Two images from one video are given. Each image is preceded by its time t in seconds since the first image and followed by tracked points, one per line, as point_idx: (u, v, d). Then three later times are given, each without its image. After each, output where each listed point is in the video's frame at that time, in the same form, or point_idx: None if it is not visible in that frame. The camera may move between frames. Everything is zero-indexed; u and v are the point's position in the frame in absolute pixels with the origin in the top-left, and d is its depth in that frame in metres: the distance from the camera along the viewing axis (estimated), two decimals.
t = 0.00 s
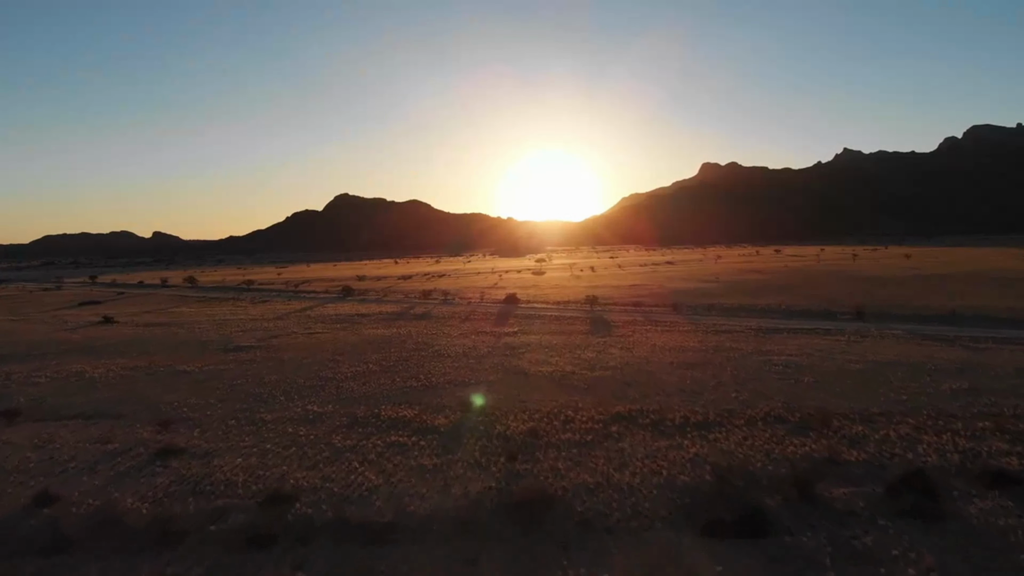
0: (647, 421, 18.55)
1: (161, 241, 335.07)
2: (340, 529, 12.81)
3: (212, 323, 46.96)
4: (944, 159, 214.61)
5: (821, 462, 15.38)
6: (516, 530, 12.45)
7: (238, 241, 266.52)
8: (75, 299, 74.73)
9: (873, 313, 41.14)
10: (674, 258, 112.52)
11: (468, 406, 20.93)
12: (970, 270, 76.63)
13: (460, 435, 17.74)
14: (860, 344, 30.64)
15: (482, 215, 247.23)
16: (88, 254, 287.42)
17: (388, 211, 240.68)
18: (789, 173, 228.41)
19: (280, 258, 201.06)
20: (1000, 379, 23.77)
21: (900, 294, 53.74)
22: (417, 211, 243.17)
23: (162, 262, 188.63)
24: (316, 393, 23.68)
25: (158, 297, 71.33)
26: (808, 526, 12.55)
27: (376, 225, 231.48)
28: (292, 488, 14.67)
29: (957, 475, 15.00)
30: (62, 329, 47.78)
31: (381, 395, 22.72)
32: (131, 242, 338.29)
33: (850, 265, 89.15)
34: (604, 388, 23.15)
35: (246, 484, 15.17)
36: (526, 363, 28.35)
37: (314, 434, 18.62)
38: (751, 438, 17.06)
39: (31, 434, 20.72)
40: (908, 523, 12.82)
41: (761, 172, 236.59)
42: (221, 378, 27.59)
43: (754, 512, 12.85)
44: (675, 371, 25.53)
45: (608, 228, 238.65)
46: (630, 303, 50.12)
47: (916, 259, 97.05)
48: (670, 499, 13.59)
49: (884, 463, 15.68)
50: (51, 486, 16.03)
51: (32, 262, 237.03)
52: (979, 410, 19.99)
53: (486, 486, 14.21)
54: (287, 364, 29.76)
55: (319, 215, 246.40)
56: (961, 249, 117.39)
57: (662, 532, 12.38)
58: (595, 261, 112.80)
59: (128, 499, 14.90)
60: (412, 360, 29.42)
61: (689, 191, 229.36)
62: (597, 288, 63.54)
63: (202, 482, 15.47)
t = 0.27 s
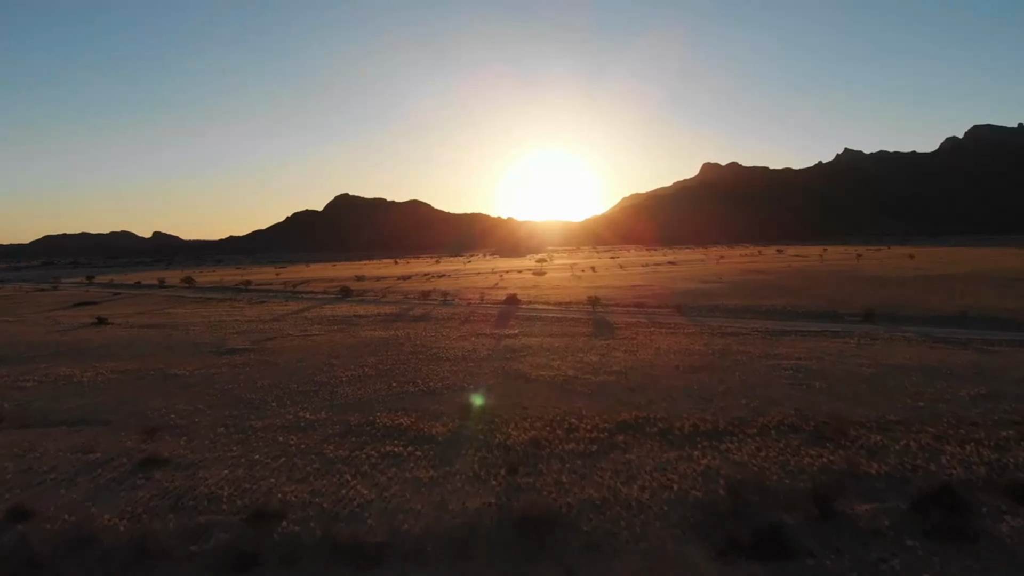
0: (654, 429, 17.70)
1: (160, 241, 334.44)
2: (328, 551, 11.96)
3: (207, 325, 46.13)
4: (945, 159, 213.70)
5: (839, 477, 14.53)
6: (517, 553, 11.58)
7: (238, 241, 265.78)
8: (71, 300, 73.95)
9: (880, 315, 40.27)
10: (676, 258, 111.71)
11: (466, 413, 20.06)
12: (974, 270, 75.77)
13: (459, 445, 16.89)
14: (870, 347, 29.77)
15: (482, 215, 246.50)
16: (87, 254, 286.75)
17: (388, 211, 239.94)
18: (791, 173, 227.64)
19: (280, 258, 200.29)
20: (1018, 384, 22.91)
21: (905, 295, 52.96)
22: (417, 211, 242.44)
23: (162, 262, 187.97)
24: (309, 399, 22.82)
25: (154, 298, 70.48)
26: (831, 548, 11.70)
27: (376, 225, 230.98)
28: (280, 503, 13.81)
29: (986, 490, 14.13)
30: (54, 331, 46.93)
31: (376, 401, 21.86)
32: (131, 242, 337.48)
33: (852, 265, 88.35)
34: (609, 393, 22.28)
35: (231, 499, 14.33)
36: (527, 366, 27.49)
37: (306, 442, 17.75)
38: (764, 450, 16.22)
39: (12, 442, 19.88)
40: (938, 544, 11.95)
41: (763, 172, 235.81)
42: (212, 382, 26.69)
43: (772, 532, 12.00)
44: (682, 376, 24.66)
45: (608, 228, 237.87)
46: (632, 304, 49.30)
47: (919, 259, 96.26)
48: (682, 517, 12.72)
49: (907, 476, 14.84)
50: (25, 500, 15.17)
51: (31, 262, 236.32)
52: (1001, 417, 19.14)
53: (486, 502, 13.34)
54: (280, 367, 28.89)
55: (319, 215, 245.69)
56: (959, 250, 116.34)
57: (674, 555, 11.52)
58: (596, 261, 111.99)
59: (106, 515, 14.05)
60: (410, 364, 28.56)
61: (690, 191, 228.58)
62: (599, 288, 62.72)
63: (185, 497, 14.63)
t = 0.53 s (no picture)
0: (661, 437, 16.97)
1: (160, 241, 333.86)
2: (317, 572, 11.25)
3: (202, 326, 45.41)
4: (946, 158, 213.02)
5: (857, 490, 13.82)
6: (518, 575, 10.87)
7: (237, 241, 265.15)
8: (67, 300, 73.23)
9: (887, 316, 39.57)
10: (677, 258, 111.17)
11: (465, 418, 19.33)
12: (978, 270, 75.06)
13: (458, 453, 16.15)
14: (879, 349, 29.06)
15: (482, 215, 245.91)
16: (87, 254, 286.07)
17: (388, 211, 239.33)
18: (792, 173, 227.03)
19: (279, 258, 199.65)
20: None
21: (910, 296, 52.21)
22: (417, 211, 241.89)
23: (161, 262, 187.37)
24: (302, 403, 22.10)
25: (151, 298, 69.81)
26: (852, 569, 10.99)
27: (376, 224, 230.37)
28: (267, 519, 13.09)
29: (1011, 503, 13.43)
30: (47, 332, 46.22)
31: (372, 406, 21.14)
32: (131, 242, 336.81)
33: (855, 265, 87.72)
34: (614, 398, 21.54)
35: (217, 513, 13.62)
36: (528, 369, 26.76)
37: (298, 451, 17.03)
38: (777, 460, 15.48)
39: None
40: (966, 565, 11.24)
41: (764, 172, 235.16)
42: (203, 385, 25.97)
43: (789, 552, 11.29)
44: (687, 379, 23.95)
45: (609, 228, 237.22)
46: (634, 304, 48.61)
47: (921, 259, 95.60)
48: (693, 535, 12.01)
49: (928, 489, 14.11)
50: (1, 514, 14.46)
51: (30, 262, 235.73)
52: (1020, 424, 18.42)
53: (485, 518, 12.61)
54: (275, 370, 28.19)
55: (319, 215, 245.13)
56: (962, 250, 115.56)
57: None
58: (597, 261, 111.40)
59: (85, 531, 13.34)
60: (408, 367, 27.86)
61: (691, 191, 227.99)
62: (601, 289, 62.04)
63: (169, 511, 13.92)
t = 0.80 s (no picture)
0: (670, 447, 16.11)
1: (161, 241, 333.19)
2: None
3: (197, 328, 44.54)
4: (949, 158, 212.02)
5: (882, 509, 12.96)
6: None
7: (237, 241, 264.35)
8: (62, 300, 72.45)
9: (896, 318, 38.69)
10: (679, 258, 110.40)
11: (464, 425, 18.46)
12: (985, 271, 74.11)
13: (456, 465, 15.29)
14: (892, 352, 28.19)
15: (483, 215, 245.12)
16: (86, 254, 285.48)
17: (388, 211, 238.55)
18: (793, 172, 226.15)
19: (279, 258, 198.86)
20: None
21: (917, 297, 51.33)
22: (418, 211, 241.13)
23: (160, 262, 186.51)
24: (295, 410, 21.25)
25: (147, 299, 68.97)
26: None
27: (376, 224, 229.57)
28: (251, 539, 12.25)
29: None
30: (40, 334, 45.37)
31: (367, 413, 20.28)
32: (131, 242, 335.91)
33: (859, 265, 86.85)
34: (619, 405, 20.66)
35: (199, 531, 12.79)
36: (529, 374, 25.88)
37: (288, 462, 16.18)
38: (794, 473, 14.64)
39: None
40: None
41: (765, 172, 234.28)
42: (193, 390, 25.10)
43: None
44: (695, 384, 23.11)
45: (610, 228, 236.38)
46: (637, 306, 47.76)
47: (927, 259, 94.71)
48: (708, 558, 11.16)
49: (957, 506, 13.26)
50: None
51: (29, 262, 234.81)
52: None
53: (484, 539, 11.77)
54: (268, 374, 27.34)
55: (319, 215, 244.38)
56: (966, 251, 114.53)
57: None
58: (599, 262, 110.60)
59: (56, 553, 12.51)
60: (406, 370, 27.00)
61: (692, 190, 227.07)
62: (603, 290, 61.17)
63: (148, 529, 13.10)
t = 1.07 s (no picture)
0: (679, 459, 15.25)
1: (160, 241, 332.43)
2: None
3: (190, 329, 43.70)
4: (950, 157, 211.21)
5: (909, 529, 12.09)
6: None
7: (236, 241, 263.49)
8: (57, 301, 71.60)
9: (905, 319, 37.85)
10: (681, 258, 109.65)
11: (462, 433, 17.59)
12: (990, 271, 73.25)
13: (454, 478, 14.44)
14: (904, 356, 27.30)
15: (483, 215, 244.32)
16: (86, 254, 284.73)
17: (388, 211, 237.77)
18: (795, 172, 225.34)
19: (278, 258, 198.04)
20: None
21: (924, 297, 50.44)
22: (418, 211, 240.37)
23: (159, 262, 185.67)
24: (287, 416, 20.37)
25: (142, 299, 68.14)
26: None
27: (376, 224, 228.76)
28: (232, 561, 11.40)
29: None
30: (31, 335, 44.53)
31: (361, 420, 19.41)
32: (130, 242, 335.15)
33: (862, 266, 86.03)
34: (624, 412, 19.80)
35: (177, 552, 11.95)
36: (531, 378, 25.00)
37: (276, 474, 15.33)
38: (811, 487, 13.79)
39: None
40: None
41: (766, 172, 233.44)
42: (182, 395, 24.23)
43: None
44: (702, 389, 22.25)
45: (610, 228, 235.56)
46: (640, 307, 46.91)
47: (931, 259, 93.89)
48: None
49: (988, 524, 12.41)
50: None
51: (27, 262, 234.00)
52: None
53: (482, 562, 10.92)
54: (260, 378, 26.47)
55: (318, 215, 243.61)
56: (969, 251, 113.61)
57: None
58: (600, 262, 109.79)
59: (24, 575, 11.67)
60: (403, 374, 26.13)
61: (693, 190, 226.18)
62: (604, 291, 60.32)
63: (124, 548, 12.25)
